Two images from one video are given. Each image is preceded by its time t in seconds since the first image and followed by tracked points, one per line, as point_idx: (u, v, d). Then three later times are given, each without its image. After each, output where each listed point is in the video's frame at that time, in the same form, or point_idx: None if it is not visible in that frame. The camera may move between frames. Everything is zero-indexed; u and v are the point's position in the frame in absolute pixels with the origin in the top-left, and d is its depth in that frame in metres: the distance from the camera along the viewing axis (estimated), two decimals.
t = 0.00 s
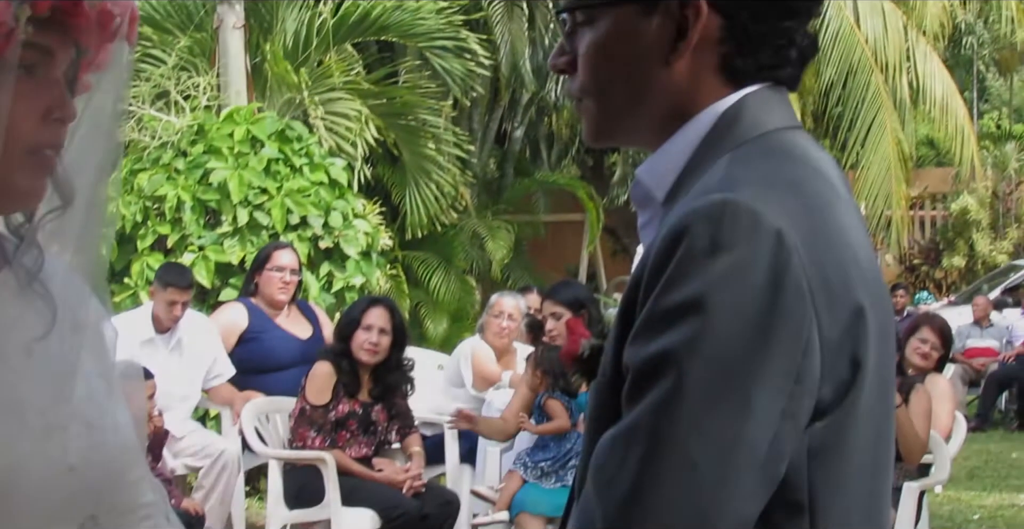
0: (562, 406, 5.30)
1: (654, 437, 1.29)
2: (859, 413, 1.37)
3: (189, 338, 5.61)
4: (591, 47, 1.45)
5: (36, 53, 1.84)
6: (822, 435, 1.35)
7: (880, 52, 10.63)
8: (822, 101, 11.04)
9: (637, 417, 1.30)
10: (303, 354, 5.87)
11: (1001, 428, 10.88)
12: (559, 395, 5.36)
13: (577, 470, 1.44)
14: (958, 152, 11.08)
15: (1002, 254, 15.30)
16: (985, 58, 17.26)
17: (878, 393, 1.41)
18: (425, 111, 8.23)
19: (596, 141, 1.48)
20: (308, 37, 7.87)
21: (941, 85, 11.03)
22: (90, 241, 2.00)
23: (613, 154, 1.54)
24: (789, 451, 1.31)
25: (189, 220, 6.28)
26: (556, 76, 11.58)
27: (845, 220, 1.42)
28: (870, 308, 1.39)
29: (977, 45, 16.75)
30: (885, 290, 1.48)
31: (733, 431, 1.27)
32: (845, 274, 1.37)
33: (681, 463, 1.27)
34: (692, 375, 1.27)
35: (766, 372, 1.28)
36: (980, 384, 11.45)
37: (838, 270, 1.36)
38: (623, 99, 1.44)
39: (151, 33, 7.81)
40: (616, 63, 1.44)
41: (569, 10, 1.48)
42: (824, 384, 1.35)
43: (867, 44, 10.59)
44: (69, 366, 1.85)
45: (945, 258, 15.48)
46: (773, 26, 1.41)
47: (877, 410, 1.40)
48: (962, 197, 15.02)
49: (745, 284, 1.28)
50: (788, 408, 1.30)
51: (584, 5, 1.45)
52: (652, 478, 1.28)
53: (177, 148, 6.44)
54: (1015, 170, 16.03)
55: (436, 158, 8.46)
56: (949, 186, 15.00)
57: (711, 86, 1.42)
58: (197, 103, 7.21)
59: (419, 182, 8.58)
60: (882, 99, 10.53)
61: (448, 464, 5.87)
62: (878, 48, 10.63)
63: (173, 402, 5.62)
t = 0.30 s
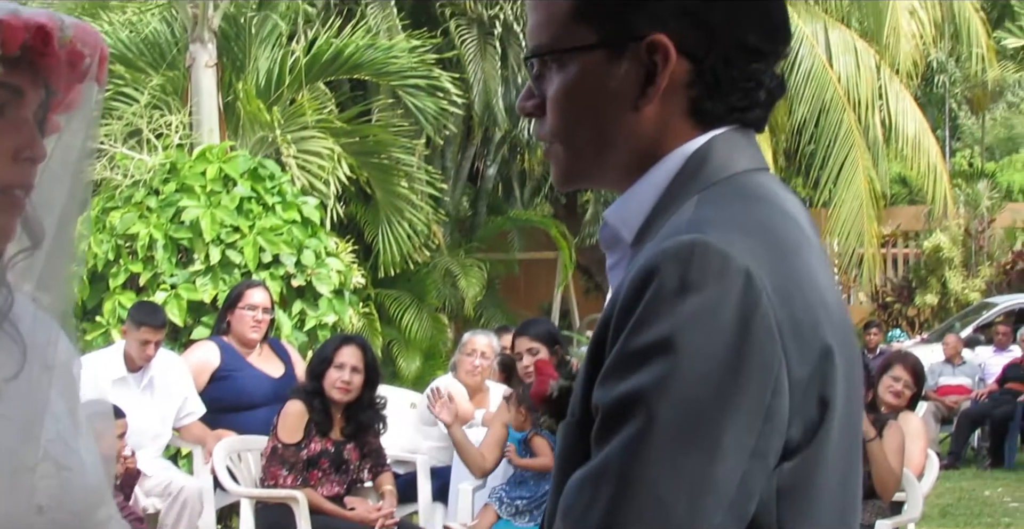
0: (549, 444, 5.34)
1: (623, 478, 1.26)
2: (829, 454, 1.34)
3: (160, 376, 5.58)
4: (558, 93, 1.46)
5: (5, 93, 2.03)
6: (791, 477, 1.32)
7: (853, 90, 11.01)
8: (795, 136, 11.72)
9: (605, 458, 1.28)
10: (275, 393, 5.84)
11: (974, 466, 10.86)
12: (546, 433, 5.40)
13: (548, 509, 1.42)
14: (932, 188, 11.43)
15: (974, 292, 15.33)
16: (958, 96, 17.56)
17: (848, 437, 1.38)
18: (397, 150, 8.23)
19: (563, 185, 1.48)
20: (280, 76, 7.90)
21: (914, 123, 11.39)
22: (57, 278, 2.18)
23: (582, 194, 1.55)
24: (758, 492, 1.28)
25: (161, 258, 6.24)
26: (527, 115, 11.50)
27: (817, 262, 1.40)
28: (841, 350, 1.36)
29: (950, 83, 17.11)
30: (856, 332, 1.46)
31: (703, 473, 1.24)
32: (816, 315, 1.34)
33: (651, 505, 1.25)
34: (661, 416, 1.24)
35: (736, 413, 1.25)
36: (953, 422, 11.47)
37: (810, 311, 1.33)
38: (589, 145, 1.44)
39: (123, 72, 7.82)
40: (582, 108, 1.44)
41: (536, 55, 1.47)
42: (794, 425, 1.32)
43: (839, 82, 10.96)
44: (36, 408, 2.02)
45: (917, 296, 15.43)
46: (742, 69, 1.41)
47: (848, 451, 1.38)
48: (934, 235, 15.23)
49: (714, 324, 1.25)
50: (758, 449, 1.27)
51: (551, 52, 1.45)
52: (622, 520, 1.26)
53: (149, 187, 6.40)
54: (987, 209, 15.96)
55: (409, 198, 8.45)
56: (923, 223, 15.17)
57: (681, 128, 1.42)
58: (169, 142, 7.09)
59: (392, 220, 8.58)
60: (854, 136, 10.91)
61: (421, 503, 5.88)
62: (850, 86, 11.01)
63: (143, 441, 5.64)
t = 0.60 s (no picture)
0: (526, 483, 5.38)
1: (593, 512, 1.28)
2: (798, 490, 1.35)
3: (132, 410, 5.54)
4: (530, 124, 1.48)
5: None
6: (759, 512, 1.32)
7: (825, 125, 11.35)
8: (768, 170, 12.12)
9: (575, 493, 1.29)
10: (247, 425, 5.81)
11: (945, 500, 10.92)
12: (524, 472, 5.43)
13: None
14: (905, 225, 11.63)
15: (946, 327, 15.43)
16: (930, 132, 17.80)
17: (818, 474, 1.39)
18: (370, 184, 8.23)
19: (534, 216, 1.51)
20: (252, 108, 7.92)
21: (887, 158, 11.67)
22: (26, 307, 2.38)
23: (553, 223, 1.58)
24: None
25: (133, 290, 6.22)
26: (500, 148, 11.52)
27: (786, 299, 1.41)
28: (810, 385, 1.37)
29: (923, 119, 17.38)
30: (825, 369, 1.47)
31: (672, 508, 1.25)
32: (784, 352, 1.35)
33: None
34: (630, 451, 1.25)
35: (705, 448, 1.26)
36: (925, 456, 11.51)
37: (777, 348, 1.35)
38: (560, 177, 1.47)
39: (96, 104, 7.82)
40: (555, 140, 1.47)
41: (508, 86, 1.50)
42: (762, 461, 1.33)
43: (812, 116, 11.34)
44: None
45: (890, 330, 15.56)
46: (716, 108, 1.43)
47: (816, 486, 1.39)
48: (908, 269, 15.39)
49: (683, 361, 1.26)
50: (726, 485, 1.28)
51: (525, 83, 1.47)
52: None
53: (121, 220, 6.38)
54: (959, 244, 16.04)
55: (382, 231, 8.43)
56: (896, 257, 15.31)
57: (652, 165, 1.45)
58: (141, 174, 7.09)
59: (364, 253, 8.58)
60: (827, 172, 11.22)
61: None
62: (823, 121, 11.37)
63: (114, 474, 5.57)
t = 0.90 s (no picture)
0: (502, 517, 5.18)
1: None
2: (773, 520, 1.36)
3: (110, 437, 5.51)
4: (511, 151, 1.51)
5: None
6: None
7: (804, 154, 11.46)
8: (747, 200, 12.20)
9: (552, 523, 1.30)
10: (224, 452, 5.75)
11: None
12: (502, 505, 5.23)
13: None
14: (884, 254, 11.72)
15: (925, 357, 15.40)
16: (909, 160, 17.97)
17: (795, 503, 1.40)
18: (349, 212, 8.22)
19: (511, 242, 1.54)
20: (231, 136, 7.92)
21: (865, 188, 11.79)
22: None
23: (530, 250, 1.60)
24: None
25: (111, 317, 6.19)
26: (479, 176, 11.54)
27: (763, 330, 1.43)
28: (787, 416, 1.39)
29: (901, 148, 17.55)
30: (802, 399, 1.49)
31: None
32: (761, 382, 1.37)
33: None
34: (606, 480, 1.26)
35: (681, 478, 1.27)
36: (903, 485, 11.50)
37: (754, 378, 1.36)
38: (539, 203, 1.49)
39: (74, 131, 7.80)
40: (534, 166, 1.49)
41: (489, 112, 1.52)
42: (739, 490, 1.34)
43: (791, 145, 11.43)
44: None
45: (868, 360, 15.56)
46: (695, 139, 1.45)
47: (793, 515, 1.40)
48: (885, 298, 15.48)
49: (660, 390, 1.27)
50: (703, 514, 1.29)
51: (506, 109, 1.50)
52: None
53: (99, 247, 6.35)
54: (938, 274, 16.26)
55: (360, 258, 8.44)
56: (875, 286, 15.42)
57: (630, 196, 1.47)
58: (119, 202, 7.05)
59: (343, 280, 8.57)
60: (806, 200, 11.30)
61: None
62: (802, 151, 11.47)
63: (92, 501, 5.55)
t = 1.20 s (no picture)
0: None
1: None
2: None
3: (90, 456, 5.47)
4: (496, 171, 1.53)
5: None
6: None
7: (787, 174, 11.51)
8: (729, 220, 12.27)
9: None
10: (204, 471, 5.73)
11: None
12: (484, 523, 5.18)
13: None
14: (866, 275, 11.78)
15: (907, 377, 15.51)
16: (890, 181, 18.13)
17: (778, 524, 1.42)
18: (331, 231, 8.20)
19: (495, 261, 1.57)
20: (214, 155, 7.87)
21: (847, 208, 11.86)
22: None
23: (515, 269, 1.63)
24: None
25: (93, 336, 6.17)
26: (461, 196, 11.58)
27: (746, 351, 1.45)
28: (770, 437, 1.41)
29: (883, 169, 17.69)
30: (783, 416, 1.51)
31: None
32: (745, 403, 1.39)
33: None
34: (593, 502, 1.28)
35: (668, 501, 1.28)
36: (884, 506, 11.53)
37: (738, 400, 1.38)
38: (524, 222, 1.52)
39: (57, 150, 7.80)
40: (519, 188, 1.52)
41: (474, 132, 1.55)
42: (724, 512, 1.35)
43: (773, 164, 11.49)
44: None
45: (850, 380, 15.59)
46: (681, 160, 1.48)
47: None
48: (868, 319, 15.56)
49: (647, 413, 1.29)
50: None
51: (491, 129, 1.52)
52: None
53: (81, 266, 6.34)
54: (920, 294, 16.43)
55: (342, 277, 8.44)
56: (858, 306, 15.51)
57: (615, 217, 1.49)
58: (101, 221, 7.03)
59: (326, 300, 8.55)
60: (788, 221, 11.37)
61: None
62: (785, 171, 11.53)
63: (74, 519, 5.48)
